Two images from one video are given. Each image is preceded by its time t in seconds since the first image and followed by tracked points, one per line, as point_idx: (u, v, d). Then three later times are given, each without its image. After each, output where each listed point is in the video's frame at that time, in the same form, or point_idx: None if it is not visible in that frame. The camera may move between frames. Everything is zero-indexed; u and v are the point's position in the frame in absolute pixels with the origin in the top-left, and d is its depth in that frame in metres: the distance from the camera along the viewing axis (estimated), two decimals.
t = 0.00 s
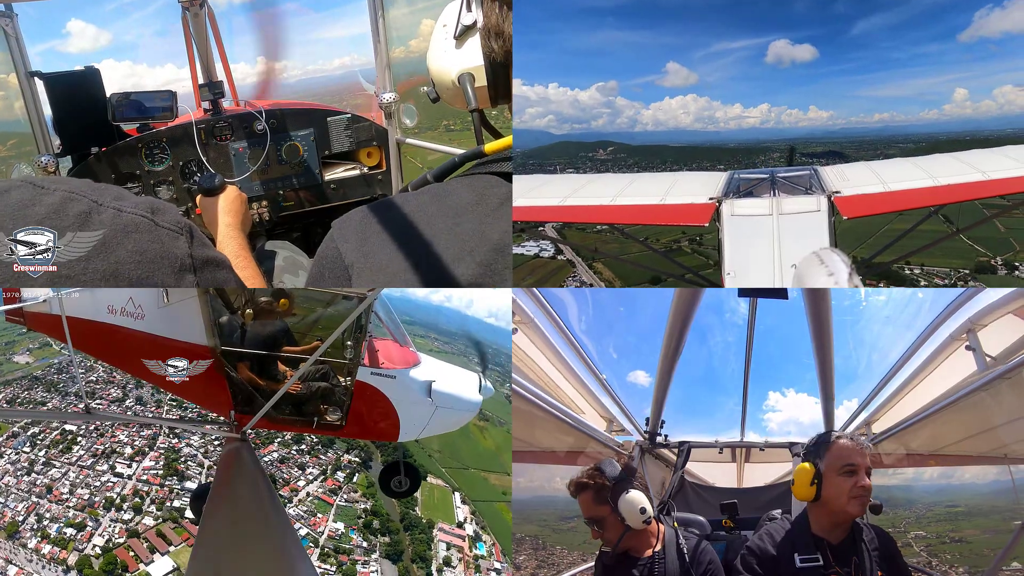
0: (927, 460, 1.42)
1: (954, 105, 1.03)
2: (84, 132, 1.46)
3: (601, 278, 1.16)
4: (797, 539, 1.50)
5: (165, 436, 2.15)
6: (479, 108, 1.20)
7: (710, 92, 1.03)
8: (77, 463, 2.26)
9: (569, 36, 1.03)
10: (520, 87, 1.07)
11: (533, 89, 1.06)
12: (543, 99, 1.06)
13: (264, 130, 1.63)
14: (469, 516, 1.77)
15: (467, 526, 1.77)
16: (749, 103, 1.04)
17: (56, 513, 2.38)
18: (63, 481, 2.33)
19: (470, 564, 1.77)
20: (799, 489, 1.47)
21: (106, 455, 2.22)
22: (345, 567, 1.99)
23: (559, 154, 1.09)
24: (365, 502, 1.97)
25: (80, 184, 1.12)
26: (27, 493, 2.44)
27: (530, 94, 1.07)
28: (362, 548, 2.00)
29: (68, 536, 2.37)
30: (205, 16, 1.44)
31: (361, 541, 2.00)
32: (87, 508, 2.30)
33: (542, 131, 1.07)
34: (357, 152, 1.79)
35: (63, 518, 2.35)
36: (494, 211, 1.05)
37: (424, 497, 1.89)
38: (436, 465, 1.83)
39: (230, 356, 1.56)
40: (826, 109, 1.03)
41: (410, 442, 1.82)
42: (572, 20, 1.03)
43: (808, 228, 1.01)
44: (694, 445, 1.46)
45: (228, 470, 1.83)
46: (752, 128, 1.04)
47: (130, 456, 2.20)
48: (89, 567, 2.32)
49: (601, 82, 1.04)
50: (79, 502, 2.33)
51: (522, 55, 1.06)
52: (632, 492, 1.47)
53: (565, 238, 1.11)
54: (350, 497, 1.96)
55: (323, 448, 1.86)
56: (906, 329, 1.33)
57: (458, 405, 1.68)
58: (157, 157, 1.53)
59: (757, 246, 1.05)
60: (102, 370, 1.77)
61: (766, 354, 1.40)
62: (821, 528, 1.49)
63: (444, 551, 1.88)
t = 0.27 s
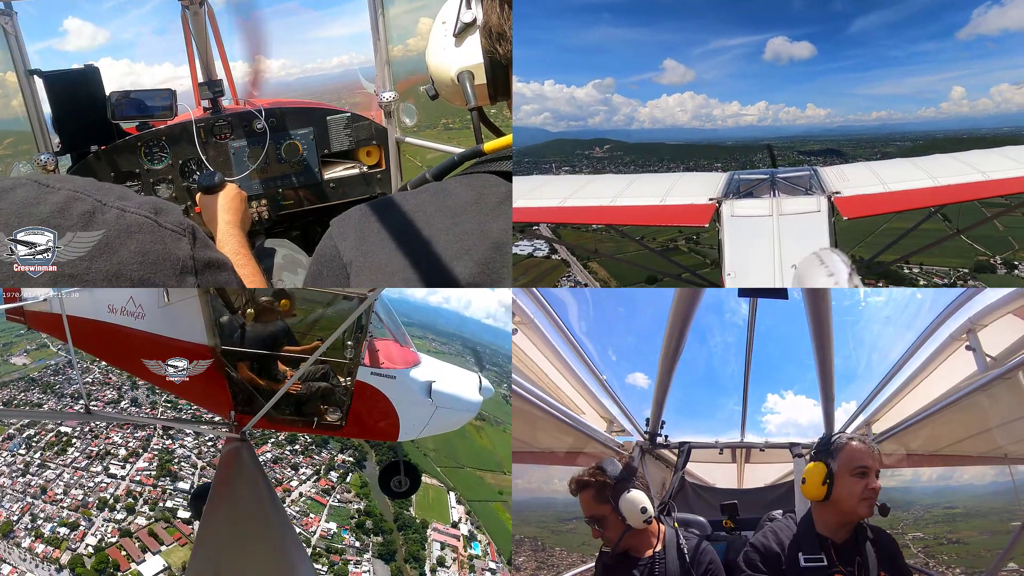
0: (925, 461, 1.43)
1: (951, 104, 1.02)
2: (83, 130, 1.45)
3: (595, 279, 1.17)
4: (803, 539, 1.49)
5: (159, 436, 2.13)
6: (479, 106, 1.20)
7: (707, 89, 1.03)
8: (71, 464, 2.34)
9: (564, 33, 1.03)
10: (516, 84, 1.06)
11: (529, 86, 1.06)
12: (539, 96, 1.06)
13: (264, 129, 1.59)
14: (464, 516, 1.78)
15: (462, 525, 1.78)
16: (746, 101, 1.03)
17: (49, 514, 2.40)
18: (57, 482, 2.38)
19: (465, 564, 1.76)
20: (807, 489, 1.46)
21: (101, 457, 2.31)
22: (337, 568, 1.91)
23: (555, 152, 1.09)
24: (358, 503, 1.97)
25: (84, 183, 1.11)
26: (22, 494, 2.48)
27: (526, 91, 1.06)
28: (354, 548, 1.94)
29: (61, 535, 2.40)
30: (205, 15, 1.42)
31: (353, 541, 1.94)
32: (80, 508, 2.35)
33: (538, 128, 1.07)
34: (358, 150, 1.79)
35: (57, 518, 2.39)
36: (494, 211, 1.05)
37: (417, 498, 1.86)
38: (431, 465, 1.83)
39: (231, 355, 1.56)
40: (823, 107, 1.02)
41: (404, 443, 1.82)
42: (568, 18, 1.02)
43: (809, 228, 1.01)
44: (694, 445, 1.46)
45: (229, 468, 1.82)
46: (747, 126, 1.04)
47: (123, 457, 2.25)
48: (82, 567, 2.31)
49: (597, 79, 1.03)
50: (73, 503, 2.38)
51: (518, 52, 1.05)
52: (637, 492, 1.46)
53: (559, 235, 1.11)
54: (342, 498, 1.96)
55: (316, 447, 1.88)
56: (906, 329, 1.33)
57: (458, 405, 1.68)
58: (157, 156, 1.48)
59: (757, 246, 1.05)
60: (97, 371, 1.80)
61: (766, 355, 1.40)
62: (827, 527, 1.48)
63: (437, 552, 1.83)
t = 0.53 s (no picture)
0: (924, 461, 1.42)
1: (949, 102, 1.02)
2: (83, 129, 1.47)
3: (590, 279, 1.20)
4: (807, 538, 1.49)
5: (154, 436, 2.12)
6: (479, 110, 1.15)
7: (706, 87, 1.04)
8: (66, 463, 2.31)
9: (558, 30, 1.04)
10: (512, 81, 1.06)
11: (525, 83, 1.06)
12: (535, 94, 1.06)
13: (264, 128, 1.69)
14: (459, 514, 1.77)
15: (457, 524, 1.77)
16: (744, 99, 1.04)
17: (45, 511, 2.36)
18: (52, 481, 2.38)
19: (458, 563, 1.74)
20: (813, 489, 1.46)
21: (97, 456, 2.27)
22: (329, 566, 1.92)
23: (550, 149, 1.09)
24: (351, 502, 1.94)
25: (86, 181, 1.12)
26: (17, 493, 2.45)
27: (524, 89, 1.07)
28: (346, 547, 1.93)
29: (55, 534, 2.38)
30: (205, 16, 1.57)
31: (346, 540, 1.93)
32: (73, 507, 2.30)
33: (533, 125, 1.07)
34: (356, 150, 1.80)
35: (51, 516, 2.36)
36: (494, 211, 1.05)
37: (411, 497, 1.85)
38: (427, 463, 1.82)
39: (231, 355, 1.56)
40: (820, 105, 1.03)
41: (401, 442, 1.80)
42: (565, 15, 1.03)
43: (808, 228, 1.00)
44: (694, 446, 1.46)
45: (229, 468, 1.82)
46: (746, 123, 1.05)
47: (118, 456, 2.22)
48: (76, 564, 2.31)
49: (595, 77, 1.05)
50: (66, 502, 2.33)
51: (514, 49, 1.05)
52: (637, 492, 1.47)
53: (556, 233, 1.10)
54: (336, 497, 1.93)
55: (311, 446, 1.85)
56: (906, 328, 1.33)
57: (458, 405, 1.69)
58: (155, 154, 1.56)
59: (756, 246, 1.05)
60: (94, 371, 1.75)
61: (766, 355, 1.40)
62: (830, 527, 1.49)
63: (432, 551, 1.83)
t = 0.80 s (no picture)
0: (924, 461, 1.42)
1: (945, 100, 1.03)
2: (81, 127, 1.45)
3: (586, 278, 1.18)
4: (808, 538, 1.49)
5: (147, 438, 2.11)
6: (476, 112, 1.20)
7: (704, 84, 1.03)
8: (60, 463, 2.28)
9: (556, 28, 1.04)
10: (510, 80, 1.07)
11: (521, 81, 1.07)
12: (531, 91, 1.07)
13: (263, 128, 1.71)
14: (453, 515, 1.73)
15: (452, 526, 1.73)
16: (742, 97, 1.04)
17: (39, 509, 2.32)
18: (46, 481, 2.30)
19: (452, 564, 1.71)
20: (813, 490, 1.46)
21: (89, 457, 2.24)
22: (320, 568, 1.85)
23: (547, 147, 1.09)
24: (344, 504, 1.85)
25: (81, 180, 1.11)
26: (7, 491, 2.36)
27: (520, 87, 1.08)
28: (338, 547, 1.86)
29: (47, 533, 2.33)
30: (206, 14, 1.55)
31: (337, 541, 1.85)
32: (66, 506, 2.31)
33: (530, 122, 1.08)
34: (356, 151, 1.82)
35: (44, 515, 2.32)
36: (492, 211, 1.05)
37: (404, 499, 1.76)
38: (422, 464, 1.75)
39: (231, 355, 1.55)
40: (819, 103, 1.03)
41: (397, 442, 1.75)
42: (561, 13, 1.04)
43: (807, 228, 1.01)
44: (694, 446, 1.46)
45: (229, 469, 1.82)
46: (744, 122, 1.04)
47: (111, 457, 2.20)
48: (66, 564, 2.30)
49: (591, 74, 1.04)
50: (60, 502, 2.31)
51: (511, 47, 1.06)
52: (638, 492, 1.47)
53: (550, 231, 1.10)
54: (329, 498, 1.85)
55: (304, 448, 1.82)
56: (905, 328, 1.33)
57: (458, 404, 1.64)
58: (155, 153, 1.59)
59: (756, 246, 1.07)
60: (91, 374, 1.72)
61: (766, 355, 1.41)
62: (829, 527, 1.49)
63: (425, 551, 1.77)
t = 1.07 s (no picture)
0: (924, 462, 1.42)
1: (943, 100, 1.02)
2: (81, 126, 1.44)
3: (580, 278, 1.18)
4: (807, 538, 1.49)
5: (141, 439, 2.12)
6: (471, 117, 1.19)
7: (701, 83, 1.03)
8: (55, 465, 2.24)
9: (554, 24, 1.05)
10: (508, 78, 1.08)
11: (518, 79, 1.08)
12: (528, 89, 1.08)
13: (263, 128, 1.70)
14: (446, 518, 1.81)
15: (445, 527, 1.80)
16: (740, 95, 1.04)
17: (32, 510, 2.36)
18: (40, 483, 2.32)
19: (445, 566, 1.74)
20: (813, 492, 1.46)
21: (82, 459, 2.21)
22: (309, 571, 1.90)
23: (544, 145, 1.10)
24: (337, 503, 1.93)
25: (78, 176, 1.11)
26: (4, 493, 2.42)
27: (516, 85, 1.09)
28: (329, 549, 1.92)
29: (40, 533, 2.38)
30: (205, 12, 1.42)
31: (328, 543, 1.92)
32: (59, 507, 2.32)
33: (528, 120, 1.09)
34: (355, 153, 1.82)
35: (36, 516, 2.35)
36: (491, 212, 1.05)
37: (399, 500, 1.84)
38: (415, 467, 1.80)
39: (231, 355, 1.55)
40: (817, 102, 1.03)
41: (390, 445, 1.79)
42: (558, 10, 1.04)
43: (806, 228, 1.01)
44: (694, 446, 1.46)
45: (229, 468, 1.82)
46: (743, 120, 1.04)
47: (105, 459, 2.19)
48: (58, 563, 2.36)
49: (588, 72, 1.05)
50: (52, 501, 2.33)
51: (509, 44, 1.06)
52: (637, 491, 1.47)
53: (550, 234, 1.11)
54: (319, 499, 1.91)
55: (297, 449, 1.83)
56: (904, 329, 1.33)
57: (458, 404, 1.66)
58: (154, 152, 1.59)
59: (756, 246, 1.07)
60: (85, 377, 1.76)
61: (766, 356, 1.40)
62: (829, 527, 1.48)
63: (417, 554, 1.81)
